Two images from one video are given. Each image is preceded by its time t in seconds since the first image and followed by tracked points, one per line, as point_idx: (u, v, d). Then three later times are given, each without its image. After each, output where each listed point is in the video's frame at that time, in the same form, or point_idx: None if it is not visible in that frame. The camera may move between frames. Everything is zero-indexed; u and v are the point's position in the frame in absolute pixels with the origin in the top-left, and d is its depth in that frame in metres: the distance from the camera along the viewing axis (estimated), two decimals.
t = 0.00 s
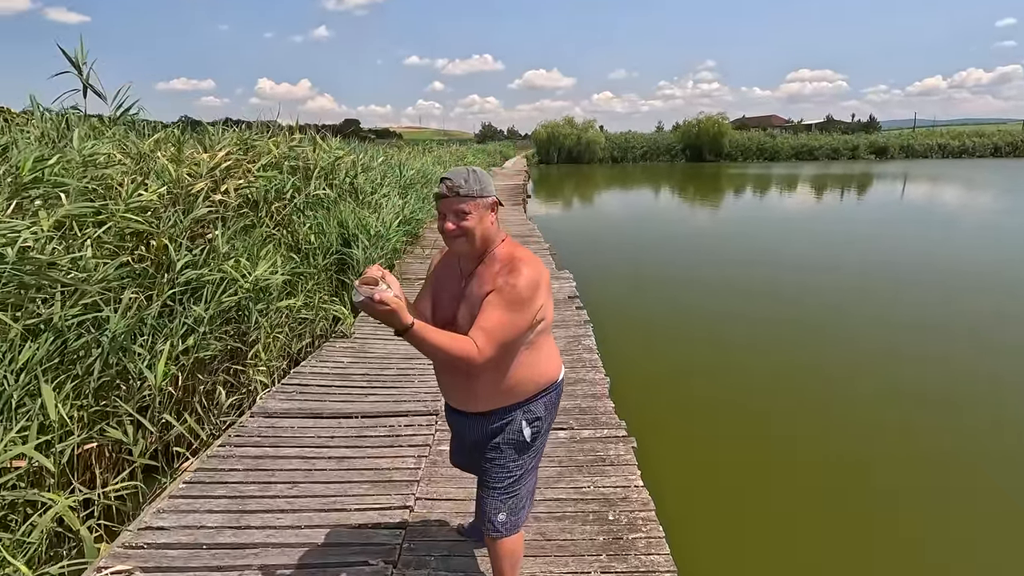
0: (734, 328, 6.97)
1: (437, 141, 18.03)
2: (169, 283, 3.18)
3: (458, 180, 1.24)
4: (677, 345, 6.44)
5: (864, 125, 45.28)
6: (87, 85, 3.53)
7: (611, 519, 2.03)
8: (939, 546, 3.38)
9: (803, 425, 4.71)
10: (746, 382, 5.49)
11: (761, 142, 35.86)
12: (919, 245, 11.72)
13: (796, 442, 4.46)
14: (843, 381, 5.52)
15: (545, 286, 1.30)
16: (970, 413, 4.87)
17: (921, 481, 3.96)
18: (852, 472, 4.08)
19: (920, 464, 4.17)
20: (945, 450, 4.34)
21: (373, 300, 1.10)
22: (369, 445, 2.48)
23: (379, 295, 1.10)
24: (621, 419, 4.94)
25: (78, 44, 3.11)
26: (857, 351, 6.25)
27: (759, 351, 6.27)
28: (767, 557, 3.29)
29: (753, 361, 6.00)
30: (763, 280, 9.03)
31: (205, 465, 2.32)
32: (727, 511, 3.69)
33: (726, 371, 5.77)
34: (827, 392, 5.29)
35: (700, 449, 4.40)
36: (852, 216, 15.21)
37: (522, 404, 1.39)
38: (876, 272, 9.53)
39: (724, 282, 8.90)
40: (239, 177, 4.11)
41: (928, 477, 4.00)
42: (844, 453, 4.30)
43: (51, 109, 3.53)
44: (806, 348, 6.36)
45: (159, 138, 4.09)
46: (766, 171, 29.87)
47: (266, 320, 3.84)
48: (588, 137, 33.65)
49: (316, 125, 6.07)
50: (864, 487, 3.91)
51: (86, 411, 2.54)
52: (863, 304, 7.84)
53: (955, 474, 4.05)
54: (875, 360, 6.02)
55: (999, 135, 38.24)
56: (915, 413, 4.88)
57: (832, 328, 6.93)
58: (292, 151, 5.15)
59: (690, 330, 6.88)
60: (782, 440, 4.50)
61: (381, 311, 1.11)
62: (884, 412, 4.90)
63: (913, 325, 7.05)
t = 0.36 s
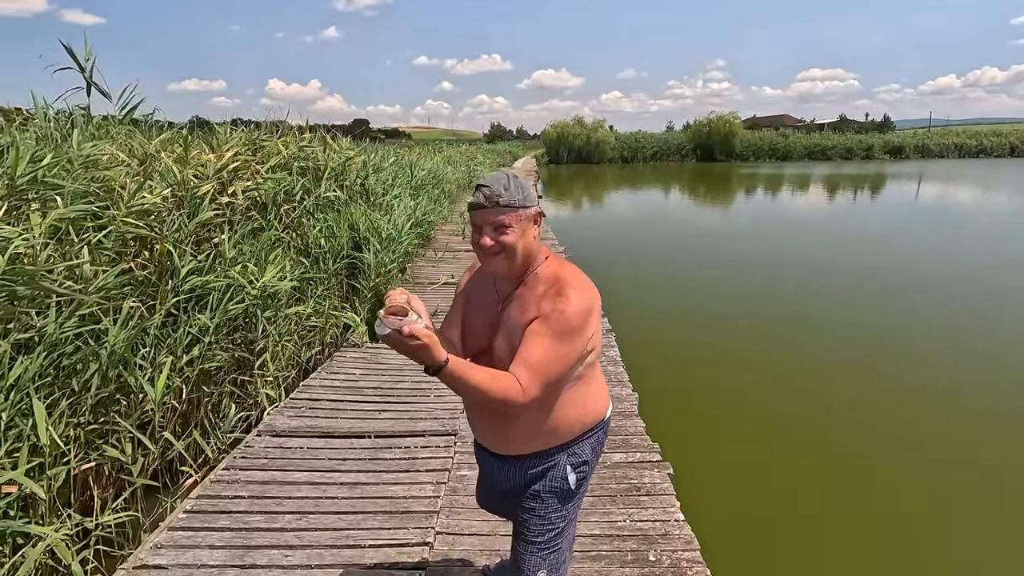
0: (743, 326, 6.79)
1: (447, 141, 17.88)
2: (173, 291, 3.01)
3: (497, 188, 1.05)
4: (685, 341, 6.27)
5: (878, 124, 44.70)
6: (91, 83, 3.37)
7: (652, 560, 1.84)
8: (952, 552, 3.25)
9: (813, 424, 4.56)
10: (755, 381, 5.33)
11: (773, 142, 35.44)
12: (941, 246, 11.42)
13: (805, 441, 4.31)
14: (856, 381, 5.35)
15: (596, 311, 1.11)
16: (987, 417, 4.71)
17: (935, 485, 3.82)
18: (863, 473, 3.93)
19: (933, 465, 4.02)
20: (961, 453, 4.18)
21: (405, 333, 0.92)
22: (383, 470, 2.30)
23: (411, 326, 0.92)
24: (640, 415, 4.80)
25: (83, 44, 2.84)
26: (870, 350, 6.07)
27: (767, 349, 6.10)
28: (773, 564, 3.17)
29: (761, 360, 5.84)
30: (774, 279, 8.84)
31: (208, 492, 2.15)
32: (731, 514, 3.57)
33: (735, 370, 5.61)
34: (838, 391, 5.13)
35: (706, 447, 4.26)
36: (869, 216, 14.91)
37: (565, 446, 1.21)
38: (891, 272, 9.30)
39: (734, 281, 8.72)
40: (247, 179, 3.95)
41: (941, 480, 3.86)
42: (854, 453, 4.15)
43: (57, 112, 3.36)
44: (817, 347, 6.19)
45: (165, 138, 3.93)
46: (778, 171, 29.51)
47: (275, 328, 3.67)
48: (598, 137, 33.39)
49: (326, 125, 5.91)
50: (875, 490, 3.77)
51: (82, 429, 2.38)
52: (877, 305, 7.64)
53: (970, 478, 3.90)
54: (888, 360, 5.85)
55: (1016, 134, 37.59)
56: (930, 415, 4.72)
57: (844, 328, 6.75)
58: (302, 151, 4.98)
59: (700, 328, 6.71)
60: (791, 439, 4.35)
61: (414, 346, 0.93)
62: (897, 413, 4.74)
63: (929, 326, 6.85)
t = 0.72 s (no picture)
0: (748, 322, 6.63)
1: (449, 143, 17.76)
2: (171, 304, 2.87)
3: (533, 213, 0.98)
4: (686, 336, 6.14)
5: (881, 126, 44.55)
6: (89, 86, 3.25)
7: None
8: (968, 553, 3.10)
9: (822, 419, 4.39)
10: (762, 376, 5.17)
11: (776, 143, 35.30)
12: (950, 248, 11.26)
13: (814, 436, 4.15)
14: (866, 376, 5.18)
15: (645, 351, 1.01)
16: (1002, 411, 4.54)
17: (949, 480, 3.66)
18: (875, 469, 3.77)
19: (948, 461, 3.86)
20: (976, 449, 4.01)
21: (440, 392, 0.83)
22: (393, 499, 2.16)
23: (445, 383, 0.83)
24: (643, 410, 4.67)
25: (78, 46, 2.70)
26: (876, 345, 5.91)
27: (773, 343, 5.94)
28: (783, 566, 3.01)
29: (766, 354, 5.67)
30: (780, 277, 8.68)
31: (206, 525, 2.01)
32: (738, 512, 3.41)
33: (740, 364, 5.44)
34: (847, 386, 4.96)
35: (711, 442, 4.11)
36: (875, 218, 14.76)
37: (608, 499, 1.08)
38: (899, 270, 9.14)
39: (740, 278, 8.56)
40: (248, 185, 3.81)
41: (955, 476, 3.70)
42: (866, 449, 3.99)
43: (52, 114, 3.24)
44: (824, 341, 6.02)
45: (164, 143, 3.81)
46: (781, 172, 29.38)
47: (277, 340, 3.53)
48: (601, 138, 33.28)
49: (330, 128, 5.79)
50: (887, 486, 3.61)
51: (72, 454, 2.24)
52: (886, 301, 7.48)
53: (986, 474, 3.74)
54: (897, 355, 5.68)
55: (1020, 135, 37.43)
56: (943, 409, 4.55)
57: (852, 322, 6.58)
58: (305, 155, 4.85)
59: (705, 324, 6.54)
60: (799, 433, 4.19)
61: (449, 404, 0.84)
62: (908, 408, 4.57)
63: (939, 321, 6.68)
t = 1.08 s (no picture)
0: (742, 321, 6.55)
1: (442, 143, 17.64)
2: (149, 311, 2.74)
3: (541, 223, 0.94)
4: (678, 335, 6.05)
5: (872, 126, 44.80)
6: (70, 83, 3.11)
7: None
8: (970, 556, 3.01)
9: (819, 417, 4.30)
10: (754, 375, 5.08)
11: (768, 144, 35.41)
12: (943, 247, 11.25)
13: (811, 435, 4.06)
14: (860, 375, 5.11)
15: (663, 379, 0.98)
16: (999, 413, 4.47)
17: (948, 481, 3.57)
18: (873, 468, 3.68)
19: (946, 462, 3.78)
20: (975, 450, 3.93)
21: (452, 469, 0.81)
22: (384, 518, 2.04)
23: (456, 459, 0.81)
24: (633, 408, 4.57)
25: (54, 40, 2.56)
26: (867, 343, 5.87)
27: (768, 342, 5.85)
28: (782, 570, 2.90)
29: (761, 353, 5.58)
30: (773, 276, 8.61)
31: (183, 549, 1.88)
32: (735, 513, 3.30)
33: (734, 362, 5.35)
34: (843, 385, 4.88)
35: (706, 441, 4.00)
36: (868, 217, 14.76)
37: (622, 535, 0.99)
38: (891, 270, 9.10)
39: (733, 277, 8.49)
40: (233, 185, 3.67)
41: (946, 475, 3.63)
42: (863, 448, 3.90)
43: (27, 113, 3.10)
44: (819, 340, 5.95)
45: (146, 141, 3.66)
46: (773, 172, 29.45)
47: (264, 347, 3.39)
48: (593, 138, 33.23)
49: (319, 128, 5.65)
50: (886, 486, 3.52)
51: (39, 473, 2.11)
52: (879, 301, 7.43)
53: (984, 475, 3.66)
54: (890, 355, 5.62)
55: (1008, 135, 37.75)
56: (940, 409, 4.48)
57: (846, 322, 6.52)
58: (293, 155, 4.72)
59: (699, 323, 6.44)
60: (796, 432, 4.09)
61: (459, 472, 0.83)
62: (904, 408, 4.50)
63: (933, 321, 6.63)
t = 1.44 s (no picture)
0: (742, 321, 6.47)
1: (439, 144, 17.57)
2: (135, 316, 2.64)
3: (555, 230, 0.87)
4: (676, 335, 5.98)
5: (868, 127, 44.87)
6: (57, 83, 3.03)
7: None
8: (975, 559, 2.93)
9: (821, 417, 4.21)
10: (753, 374, 5.00)
11: (765, 145, 35.43)
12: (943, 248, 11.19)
13: (812, 434, 3.98)
14: (861, 375, 5.03)
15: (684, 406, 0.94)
16: (1005, 414, 4.38)
17: (951, 483, 3.49)
18: (876, 470, 3.59)
19: (948, 463, 3.70)
20: (980, 452, 3.85)
21: (456, 533, 0.78)
22: (377, 534, 1.95)
23: (461, 524, 0.77)
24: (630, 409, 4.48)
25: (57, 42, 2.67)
26: (864, 343, 5.81)
27: (766, 342, 5.78)
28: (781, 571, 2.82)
29: (761, 353, 5.50)
30: (772, 277, 8.54)
31: (165, 569, 1.79)
32: (734, 515, 3.20)
33: (731, 362, 5.28)
34: (845, 385, 4.80)
35: (706, 441, 3.92)
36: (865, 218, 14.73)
37: (635, 567, 0.96)
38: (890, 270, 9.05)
39: (731, 278, 8.42)
40: (223, 186, 3.58)
41: (946, 474, 3.57)
42: (865, 448, 3.82)
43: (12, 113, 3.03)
44: (820, 341, 5.87)
45: (135, 141, 3.57)
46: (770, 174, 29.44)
47: (256, 352, 3.28)
48: (591, 140, 33.19)
49: (314, 128, 5.57)
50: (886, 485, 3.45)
51: (14, 489, 2.02)
52: (879, 301, 7.35)
53: (986, 476, 3.60)
54: (890, 354, 5.55)
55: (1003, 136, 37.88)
56: (943, 410, 4.40)
57: (847, 323, 6.44)
58: (287, 155, 4.63)
59: (698, 323, 6.36)
60: (797, 432, 4.01)
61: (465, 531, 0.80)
62: (907, 408, 4.41)
63: (933, 322, 6.56)
